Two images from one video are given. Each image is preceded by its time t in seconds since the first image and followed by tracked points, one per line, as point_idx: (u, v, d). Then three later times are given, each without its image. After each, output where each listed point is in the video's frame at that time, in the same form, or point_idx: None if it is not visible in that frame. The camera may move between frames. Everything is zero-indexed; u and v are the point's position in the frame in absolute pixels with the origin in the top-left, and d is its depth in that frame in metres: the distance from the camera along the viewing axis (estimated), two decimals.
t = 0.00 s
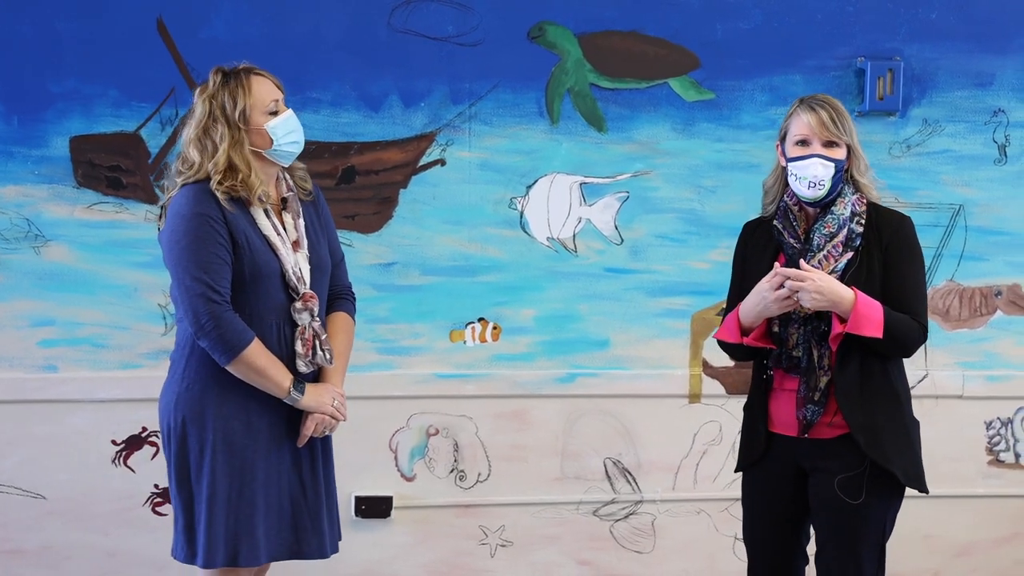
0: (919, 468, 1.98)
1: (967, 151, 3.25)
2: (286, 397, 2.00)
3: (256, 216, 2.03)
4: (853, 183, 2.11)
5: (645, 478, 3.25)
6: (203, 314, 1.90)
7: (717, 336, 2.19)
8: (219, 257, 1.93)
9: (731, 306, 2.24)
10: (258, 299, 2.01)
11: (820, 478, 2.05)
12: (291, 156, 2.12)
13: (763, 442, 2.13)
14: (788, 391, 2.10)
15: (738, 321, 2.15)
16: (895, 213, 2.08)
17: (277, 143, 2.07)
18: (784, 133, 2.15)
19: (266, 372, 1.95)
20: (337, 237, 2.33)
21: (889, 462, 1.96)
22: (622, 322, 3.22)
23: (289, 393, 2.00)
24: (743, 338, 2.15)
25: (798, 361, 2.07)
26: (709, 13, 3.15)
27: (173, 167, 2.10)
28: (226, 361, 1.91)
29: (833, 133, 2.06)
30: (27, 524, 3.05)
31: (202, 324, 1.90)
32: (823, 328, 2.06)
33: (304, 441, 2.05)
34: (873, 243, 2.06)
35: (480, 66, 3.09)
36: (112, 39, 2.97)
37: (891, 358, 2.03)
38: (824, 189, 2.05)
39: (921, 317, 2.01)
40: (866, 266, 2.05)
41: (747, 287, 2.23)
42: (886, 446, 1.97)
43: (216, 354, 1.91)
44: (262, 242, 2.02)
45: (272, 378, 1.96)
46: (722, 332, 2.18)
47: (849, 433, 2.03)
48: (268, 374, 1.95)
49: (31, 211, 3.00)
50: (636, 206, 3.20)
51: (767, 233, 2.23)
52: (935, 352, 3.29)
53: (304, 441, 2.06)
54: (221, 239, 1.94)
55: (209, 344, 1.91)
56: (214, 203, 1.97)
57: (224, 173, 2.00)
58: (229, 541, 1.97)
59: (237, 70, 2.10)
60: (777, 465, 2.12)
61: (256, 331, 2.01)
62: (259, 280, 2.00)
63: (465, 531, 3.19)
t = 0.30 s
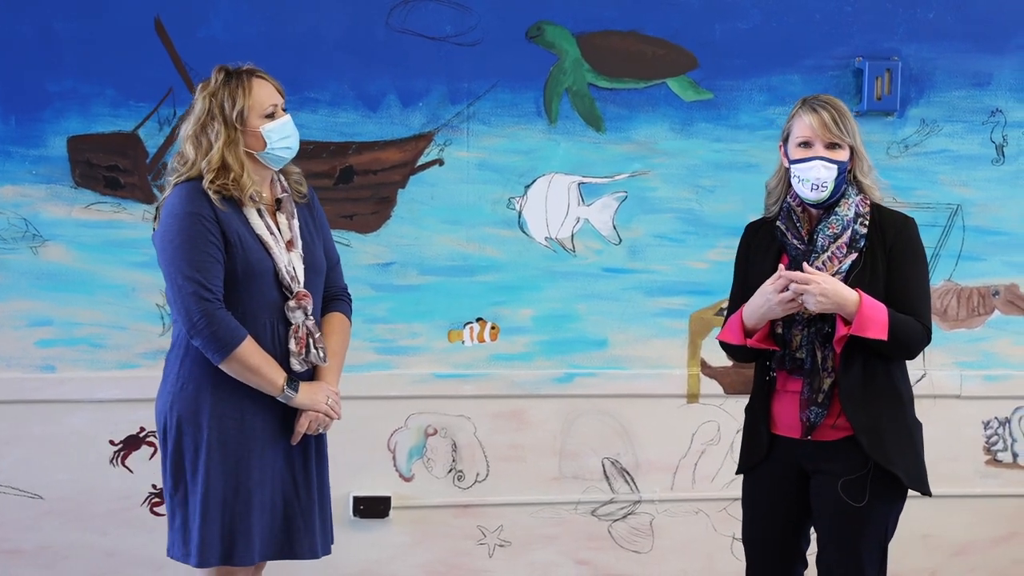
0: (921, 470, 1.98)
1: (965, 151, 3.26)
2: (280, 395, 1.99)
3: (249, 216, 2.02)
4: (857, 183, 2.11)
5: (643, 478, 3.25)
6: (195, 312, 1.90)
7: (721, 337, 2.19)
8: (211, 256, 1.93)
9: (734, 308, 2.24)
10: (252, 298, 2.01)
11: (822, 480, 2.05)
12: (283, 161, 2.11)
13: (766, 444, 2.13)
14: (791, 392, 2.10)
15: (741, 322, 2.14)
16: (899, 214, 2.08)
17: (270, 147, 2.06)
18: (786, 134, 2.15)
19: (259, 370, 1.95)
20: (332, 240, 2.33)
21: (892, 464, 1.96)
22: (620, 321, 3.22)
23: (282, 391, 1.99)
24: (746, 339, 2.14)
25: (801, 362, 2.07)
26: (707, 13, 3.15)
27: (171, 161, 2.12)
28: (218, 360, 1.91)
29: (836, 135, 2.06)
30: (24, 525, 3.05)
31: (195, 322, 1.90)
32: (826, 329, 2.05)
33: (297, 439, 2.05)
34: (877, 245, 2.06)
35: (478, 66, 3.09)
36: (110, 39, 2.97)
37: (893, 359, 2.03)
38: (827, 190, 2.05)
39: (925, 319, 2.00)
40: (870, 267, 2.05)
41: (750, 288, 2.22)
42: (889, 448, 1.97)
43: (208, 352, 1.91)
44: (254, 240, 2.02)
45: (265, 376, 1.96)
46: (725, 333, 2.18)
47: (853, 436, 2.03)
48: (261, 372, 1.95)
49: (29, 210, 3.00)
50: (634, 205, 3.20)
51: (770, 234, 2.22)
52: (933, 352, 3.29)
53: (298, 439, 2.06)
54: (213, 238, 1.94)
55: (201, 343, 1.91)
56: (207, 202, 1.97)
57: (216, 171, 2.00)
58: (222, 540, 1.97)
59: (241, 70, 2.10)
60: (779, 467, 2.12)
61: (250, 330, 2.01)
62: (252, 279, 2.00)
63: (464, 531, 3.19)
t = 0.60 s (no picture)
0: (923, 469, 1.98)
1: (964, 151, 3.26)
2: (285, 394, 1.99)
3: (246, 217, 2.02)
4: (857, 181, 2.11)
5: (642, 478, 3.25)
6: (199, 314, 1.90)
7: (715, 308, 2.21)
8: (212, 256, 1.92)
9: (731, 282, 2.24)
10: (252, 298, 2.01)
11: (825, 480, 2.05)
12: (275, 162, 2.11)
13: (769, 444, 2.12)
14: (794, 392, 2.10)
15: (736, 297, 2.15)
16: (900, 211, 2.07)
17: (263, 148, 2.06)
18: (789, 130, 2.15)
19: (263, 370, 1.95)
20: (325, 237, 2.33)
21: (893, 465, 1.96)
22: (619, 321, 3.22)
23: (288, 390, 1.99)
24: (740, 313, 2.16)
25: (804, 363, 2.06)
26: (705, 13, 3.15)
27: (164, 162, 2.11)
28: (222, 361, 1.90)
29: (839, 129, 2.07)
30: (23, 525, 3.05)
31: (198, 323, 1.90)
32: (829, 330, 2.04)
33: (303, 439, 2.05)
34: (879, 243, 2.05)
35: (476, 66, 3.09)
36: (109, 39, 2.96)
37: (894, 355, 2.03)
38: (829, 181, 2.05)
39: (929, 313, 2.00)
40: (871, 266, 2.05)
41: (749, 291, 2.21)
42: (891, 448, 1.97)
43: (212, 354, 1.91)
44: (253, 241, 2.01)
45: (270, 375, 1.96)
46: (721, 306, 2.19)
47: (854, 436, 2.02)
48: (265, 372, 1.95)
49: (27, 210, 2.99)
50: (632, 206, 3.20)
51: (771, 235, 2.22)
52: (932, 351, 3.29)
53: (304, 438, 2.06)
54: (213, 239, 1.94)
55: (205, 344, 1.90)
56: (206, 204, 1.96)
57: (212, 173, 2.00)
58: (231, 539, 1.97)
59: (235, 70, 2.10)
60: (782, 467, 2.12)
61: (252, 331, 2.01)
62: (253, 279, 2.00)
63: (463, 531, 3.19)
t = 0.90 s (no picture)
0: (923, 470, 1.98)
1: (961, 152, 3.26)
2: (277, 396, 1.99)
3: (237, 218, 2.02)
4: (854, 184, 2.11)
5: (639, 479, 3.25)
6: (189, 317, 1.90)
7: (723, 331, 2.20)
8: (202, 260, 1.92)
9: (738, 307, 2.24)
10: (243, 300, 2.01)
11: (823, 481, 2.05)
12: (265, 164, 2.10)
13: (767, 446, 2.12)
14: (792, 395, 2.10)
15: (744, 317, 2.15)
16: (897, 214, 2.08)
17: (254, 150, 2.06)
18: (785, 136, 2.15)
19: (255, 371, 1.95)
20: (321, 237, 2.33)
21: (896, 465, 1.95)
22: (616, 322, 3.22)
23: (279, 391, 1.99)
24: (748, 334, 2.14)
25: (801, 365, 2.07)
26: (703, 14, 3.15)
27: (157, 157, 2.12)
28: (213, 363, 1.91)
29: (836, 135, 2.07)
30: (19, 526, 3.04)
31: (189, 327, 1.90)
32: (826, 332, 2.05)
33: (296, 440, 2.06)
34: (877, 246, 2.05)
35: (474, 67, 3.09)
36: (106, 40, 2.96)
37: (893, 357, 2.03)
38: (827, 190, 2.06)
39: (925, 319, 2.00)
40: (869, 266, 2.05)
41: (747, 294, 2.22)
42: (892, 449, 1.97)
43: (203, 357, 1.91)
44: (244, 242, 2.01)
45: (260, 377, 1.96)
46: (728, 327, 2.18)
47: (854, 437, 2.02)
48: (256, 374, 1.95)
49: (24, 211, 2.99)
50: (630, 206, 3.20)
51: (768, 239, 2.22)
52: (929, 352, 3.30)
53: (297, 439, 2.06)
54: (203, 242, 1.94)
55: (196, 347, 1.90)
56: (196, 207, 1.96)
57: (201, 172, 2.00)
58: (223, 542, 1.97)
59: (233, 71, 2.10)
60: (780, 468, 2.12)
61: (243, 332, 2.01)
62: (243, 281, 2.00)
63: (460, 532, 3.19)
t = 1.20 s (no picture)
0: (924, 471, 1.98)
1: (961, 153, 3.27)
2: (260, 397, 1.98)
3: (227, 217, 2.03)
4: (853, 186, 2.11)
5: (639, 480, 3.25)
6: (173, 316, 1.92)
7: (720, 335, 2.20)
8: (188, 259, 1.94)
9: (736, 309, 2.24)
10: (230, 300, 2.01)
11: (824, 481, 2.05)
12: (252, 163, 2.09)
13: (767, 447, 2.12)
14: (792, 397, 2.10)
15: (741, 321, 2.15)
16: (895, 214, 2.08)
17: (232, 148, 2.05)
18: (785, 136, 2.16)
19: (239, 371, 1.94)
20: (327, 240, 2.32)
21: (897, 467, 1.96)
22: (616, 323, 3.22)
23: (262, 392, 1.98)
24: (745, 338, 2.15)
25: (802, 367, 2.07)
26: (703, 14, 3.15)
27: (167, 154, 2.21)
28: (196, 362, 1.92)
29: (836, 135, 2.07)
30: (19, 527, 3.04)
31: (173, 326, 1.92)
32: (826, 334, 2.05)
33: (281, 443, 2.04)
34: (876, 246, 2.06)
35: (474, 67, 3.09)
36: (106, 40, 2.96)
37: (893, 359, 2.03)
38: (826, 189, 2.06)
39: (924, 317, 2.00)
40: (868, 267, 2.05)
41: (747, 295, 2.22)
42: (893, 451, 1.97)
43: (187, 356, 1.92)
44: (231, 241, 2.02)
45: (244, 377, 1.95)
46: (726, 331, 2.19)
47: (855, 439, 2.02)
48: (241, 374, 1.94)
49: (24, 212, 2.99)
50: (630, 207, 3.20)
51: (767, 240, 2.23)
52: (929, 353, 3.30)
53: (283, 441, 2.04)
54: (189, 241, 1.95)
55: (180, 346, 1.92)
56: (185, 207, 1.98)
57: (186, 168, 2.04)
58: (209, 542, 1.97)
59: (230, 70, 2.13)
60: (781, 469, 2.12)
61: (230, 333, 2.01)
62: (230, 281, 2.00)
63: (460, 533, 3.19)
